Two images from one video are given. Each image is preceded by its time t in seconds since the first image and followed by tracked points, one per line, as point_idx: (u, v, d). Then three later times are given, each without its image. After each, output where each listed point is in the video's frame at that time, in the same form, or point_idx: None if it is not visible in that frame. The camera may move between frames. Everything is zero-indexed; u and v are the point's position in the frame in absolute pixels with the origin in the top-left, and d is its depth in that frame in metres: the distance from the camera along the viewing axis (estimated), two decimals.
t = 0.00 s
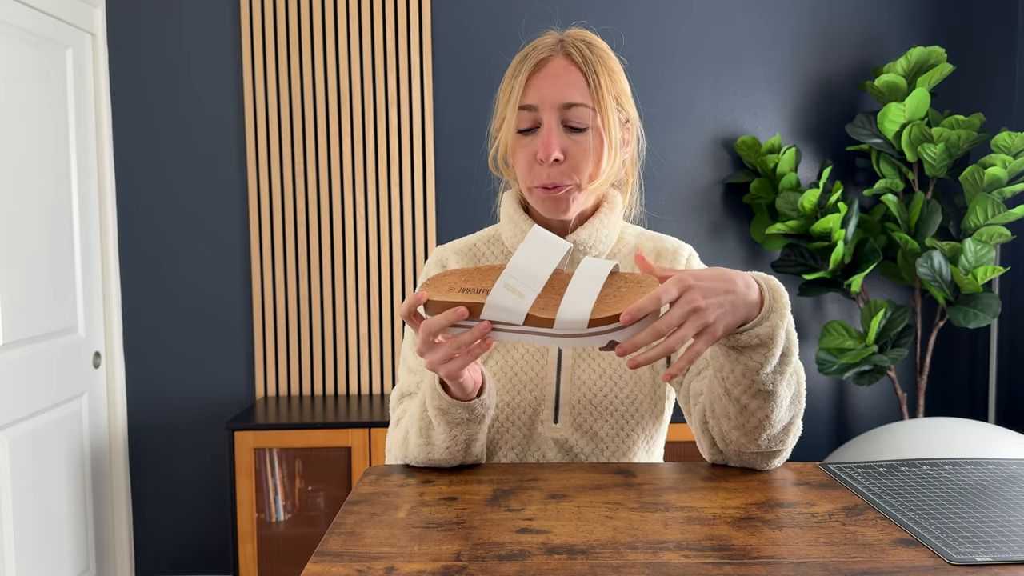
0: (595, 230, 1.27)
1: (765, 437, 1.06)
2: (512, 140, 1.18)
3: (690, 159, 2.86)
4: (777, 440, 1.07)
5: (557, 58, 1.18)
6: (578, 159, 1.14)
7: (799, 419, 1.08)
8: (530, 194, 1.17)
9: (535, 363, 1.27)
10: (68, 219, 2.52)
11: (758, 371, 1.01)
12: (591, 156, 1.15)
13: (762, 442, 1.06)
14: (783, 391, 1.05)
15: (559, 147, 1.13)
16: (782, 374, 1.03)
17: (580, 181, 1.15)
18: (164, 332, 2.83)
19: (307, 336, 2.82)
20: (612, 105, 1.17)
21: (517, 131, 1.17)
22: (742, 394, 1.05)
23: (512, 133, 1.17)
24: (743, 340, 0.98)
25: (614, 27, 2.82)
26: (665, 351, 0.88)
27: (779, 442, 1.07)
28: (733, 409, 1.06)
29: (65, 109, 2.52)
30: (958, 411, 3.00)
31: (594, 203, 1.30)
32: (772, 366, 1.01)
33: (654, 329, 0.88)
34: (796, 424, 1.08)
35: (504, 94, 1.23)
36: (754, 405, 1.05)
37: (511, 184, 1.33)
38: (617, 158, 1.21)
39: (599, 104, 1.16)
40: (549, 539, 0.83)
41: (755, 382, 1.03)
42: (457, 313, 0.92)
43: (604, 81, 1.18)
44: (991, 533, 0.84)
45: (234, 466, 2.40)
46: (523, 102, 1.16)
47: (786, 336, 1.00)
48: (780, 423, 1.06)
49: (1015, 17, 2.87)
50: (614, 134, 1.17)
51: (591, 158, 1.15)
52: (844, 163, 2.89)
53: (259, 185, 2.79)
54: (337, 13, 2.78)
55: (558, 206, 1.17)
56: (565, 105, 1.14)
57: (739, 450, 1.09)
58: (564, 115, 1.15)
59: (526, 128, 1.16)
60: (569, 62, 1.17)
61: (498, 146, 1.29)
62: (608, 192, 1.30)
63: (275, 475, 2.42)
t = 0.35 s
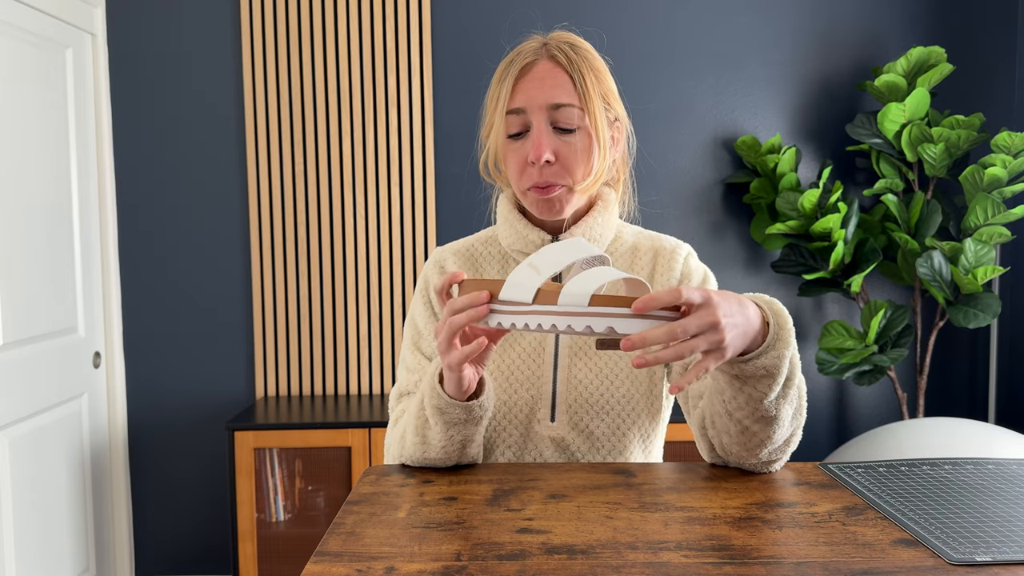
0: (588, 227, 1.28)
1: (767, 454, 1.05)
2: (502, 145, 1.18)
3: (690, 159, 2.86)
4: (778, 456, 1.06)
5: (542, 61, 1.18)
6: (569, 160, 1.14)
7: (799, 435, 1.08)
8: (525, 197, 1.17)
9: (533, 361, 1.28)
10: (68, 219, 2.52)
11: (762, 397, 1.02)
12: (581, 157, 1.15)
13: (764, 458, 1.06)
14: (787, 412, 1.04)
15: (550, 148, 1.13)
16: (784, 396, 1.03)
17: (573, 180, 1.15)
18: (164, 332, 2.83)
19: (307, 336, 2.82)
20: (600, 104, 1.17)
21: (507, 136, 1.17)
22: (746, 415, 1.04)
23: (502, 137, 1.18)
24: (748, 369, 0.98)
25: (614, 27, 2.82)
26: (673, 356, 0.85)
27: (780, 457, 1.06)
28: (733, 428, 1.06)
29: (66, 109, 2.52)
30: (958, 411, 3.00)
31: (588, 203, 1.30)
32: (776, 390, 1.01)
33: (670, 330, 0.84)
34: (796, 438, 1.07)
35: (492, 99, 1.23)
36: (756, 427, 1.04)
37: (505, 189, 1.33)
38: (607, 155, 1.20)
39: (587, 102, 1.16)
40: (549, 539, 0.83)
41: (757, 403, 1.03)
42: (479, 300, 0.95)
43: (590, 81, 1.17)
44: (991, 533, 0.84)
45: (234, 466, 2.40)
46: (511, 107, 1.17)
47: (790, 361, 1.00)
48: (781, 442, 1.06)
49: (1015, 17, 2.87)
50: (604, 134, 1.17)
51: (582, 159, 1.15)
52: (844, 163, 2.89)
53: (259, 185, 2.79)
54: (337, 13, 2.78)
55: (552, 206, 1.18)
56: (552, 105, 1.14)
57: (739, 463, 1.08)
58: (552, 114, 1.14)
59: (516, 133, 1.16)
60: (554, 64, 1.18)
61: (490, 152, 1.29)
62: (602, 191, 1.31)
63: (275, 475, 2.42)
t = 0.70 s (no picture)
0: (589, 227, 1.28)
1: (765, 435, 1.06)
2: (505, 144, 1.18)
3: (690, 159, 2.86)
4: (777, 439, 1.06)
5: (546, 60, 1.17)
6: (572, 159, 1.15)
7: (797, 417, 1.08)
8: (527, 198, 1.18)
9: (532, 362, 1.28)
10: (68, 219, 2.52)
11: (755, 369, 1.01)
12: (584, 156, 1.15)
13: (763, 441, 1.06)
14: (780, 388, 1.04)
15: (553, 147, 1.13)
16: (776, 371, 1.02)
17: (576, 181, 1.16)
18: (164, 332, 2.83)
19: (307, 336, 2.82)
20: (603, 104, 1.17)
21: (510, 134, 1.18)
22: (741, 391, 1.05)
23: (505, 136, 1.18)
24: (740, 337, 0.99)
25: (613, 27, 2.82)
26: (699, 325, 0.87)
27: (779, 441, 1.07)
28: (731, 409, 1.06)
29: (65, 109, 2.52)
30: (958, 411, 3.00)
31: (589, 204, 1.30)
32: (766, 360, 1.01)
33: (696, 303, 0.86)
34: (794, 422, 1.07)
35: (495, 97, 1.23)
36: (752, 403, 1.05)
37: (505, 189, 1.33)
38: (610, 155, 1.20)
39: (590, 103, 1.16)
40: (549, 539, 0.83)
41: (750, 379, 1.03)
42: (475, 339, 0.95)
43: (593, 81, 1.17)
44: (991, 533, 0.84)
45: (234, 466, 2.40)
46: (514, 105, 1.17)
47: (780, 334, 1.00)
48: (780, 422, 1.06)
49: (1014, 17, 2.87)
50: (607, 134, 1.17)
51: (585, 158, 1.15)
52: (843, 163, 2.89)
53: (259, 185, 2.79)
54: (337, 14, 2.78)
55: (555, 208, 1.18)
56: (556, 104, 1.14)
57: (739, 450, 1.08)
58: (556, 113, 1.15)
59: (519, 131, 1.17)
60: (558, 64, 1.17)
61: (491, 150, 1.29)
62: (602, 192, 1.30)
63: (275, 475, 2.42)
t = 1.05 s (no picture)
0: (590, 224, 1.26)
1: (729, 438, 1.06)
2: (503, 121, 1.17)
3: (690, 159, 2.86)
4: (743, 437, 1.06)
5: (542, 44, 1.20)
6: (573, 127, 1.12)
7: (755, 409, 1.06)
8: (528, 173, 1.13)
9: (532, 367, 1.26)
10: (68, 218, 2.52)
11: (677, 385, 1.03)
12: (584, 125, 1.12)
13: (729, 445, 1.07)
14: (712, 392, 1.04)
15: (552, 115, 1.11)
16: (696, 377, 1.03)
17: (577, 151, 1.11)
18: (164, 331, 2.83)
19: (307, 336, 2.82)
20: (601, 83, 1.18)
21: (509, 112, 1.17)
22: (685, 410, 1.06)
23: (503, 115, 1.17)
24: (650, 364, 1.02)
25: (614, 27, 2.82)
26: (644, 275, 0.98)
27: (748, 440, 1.05)
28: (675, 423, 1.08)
29: (65, 108, 2.52)
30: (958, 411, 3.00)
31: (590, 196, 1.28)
32: (677, 371, 1.02)
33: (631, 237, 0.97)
34: (753, 416, 1.06)
35: (492, 88, 1.24)
36: (690, 413, 1.06)
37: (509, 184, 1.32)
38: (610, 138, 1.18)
39: (589, 81, 1.17)
40: (549, 539, 0.83)
41: (688, 394, 1.04)
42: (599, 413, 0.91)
43: (590, 62, 1.19)
44: (991, 533, 0.84)
45: (234, 466, 2.40)
46: (512, 85, 1.17)
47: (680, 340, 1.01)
48: (730, 421, 1.06)
49: (1014, 17, 2.87)
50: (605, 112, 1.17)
51: (585, 127, 1.12)
52: (844, 163, 2.89)
53: (259, 185, 2.79)
54: (337, 14, 2.78)
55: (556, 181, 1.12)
56: (552, 78, 1.15)
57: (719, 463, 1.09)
58: (554, 88, 1.15)
59: (517, 108, 1.16)
60: (555, 47, 1.20)
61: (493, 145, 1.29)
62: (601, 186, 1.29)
63: (275, 475, 2.42)
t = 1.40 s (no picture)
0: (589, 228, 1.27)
1: (694, 406, 1.11)
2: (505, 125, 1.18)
3: (690, 160, 2.86)
4: (706, 409, 1.11)
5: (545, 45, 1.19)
6: (577, 134, 1.13)
7: (726, 380, 1.11)
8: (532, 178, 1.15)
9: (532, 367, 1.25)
10: (68, 218, 2.52)
11: (663, 341, 1.09)
12: (587, 131, 1.14)
13: (693, 413, 1.11)
14: (690, 348, 1.09)
15: (556, 121, 1.12)
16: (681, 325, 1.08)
17: (581, 158, 1.13)
18: (164, 332, 2.83)
19: (307, 335, 2.82)
20: (603, 87, 1.18)
21: (511, 116, 1.17)
22: (661, 356, 1.10)
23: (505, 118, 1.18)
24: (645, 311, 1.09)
25: (614, 27, 2.82)
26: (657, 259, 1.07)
27: (711, 414, 1.10)
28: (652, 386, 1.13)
29: (65, 108, 2.52)
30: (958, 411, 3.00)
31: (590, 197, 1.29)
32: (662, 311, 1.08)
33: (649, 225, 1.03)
34: (722, 386, 1.10)
35: (494, 87, 1.23)
36: (669, 377, 1.11)
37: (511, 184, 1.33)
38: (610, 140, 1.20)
39: (593, 85, 1.17)
40: (549, 539, 0.83)
41: (664, 340, 1.09)
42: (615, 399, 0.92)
43: (594, 66, 1.19)
44: (991, 533, 0.84)
45: (234, 467, 2.40)
46: (514, 87, 1.17)
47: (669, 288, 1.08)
48: (701, 388, 1.11)
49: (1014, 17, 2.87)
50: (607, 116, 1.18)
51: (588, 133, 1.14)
52: (844, 163, 2.89)
53: (259, 185, 2.79)
54: (337, 14, 2.78)
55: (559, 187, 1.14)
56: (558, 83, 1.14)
57: (675, 431, 1.12)
58: (559, 92, 1.14)
59: (519, 112, 1.16)
60: (558, 48, 1.19)
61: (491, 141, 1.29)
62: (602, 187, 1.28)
63: (275, 475, 2.42)
